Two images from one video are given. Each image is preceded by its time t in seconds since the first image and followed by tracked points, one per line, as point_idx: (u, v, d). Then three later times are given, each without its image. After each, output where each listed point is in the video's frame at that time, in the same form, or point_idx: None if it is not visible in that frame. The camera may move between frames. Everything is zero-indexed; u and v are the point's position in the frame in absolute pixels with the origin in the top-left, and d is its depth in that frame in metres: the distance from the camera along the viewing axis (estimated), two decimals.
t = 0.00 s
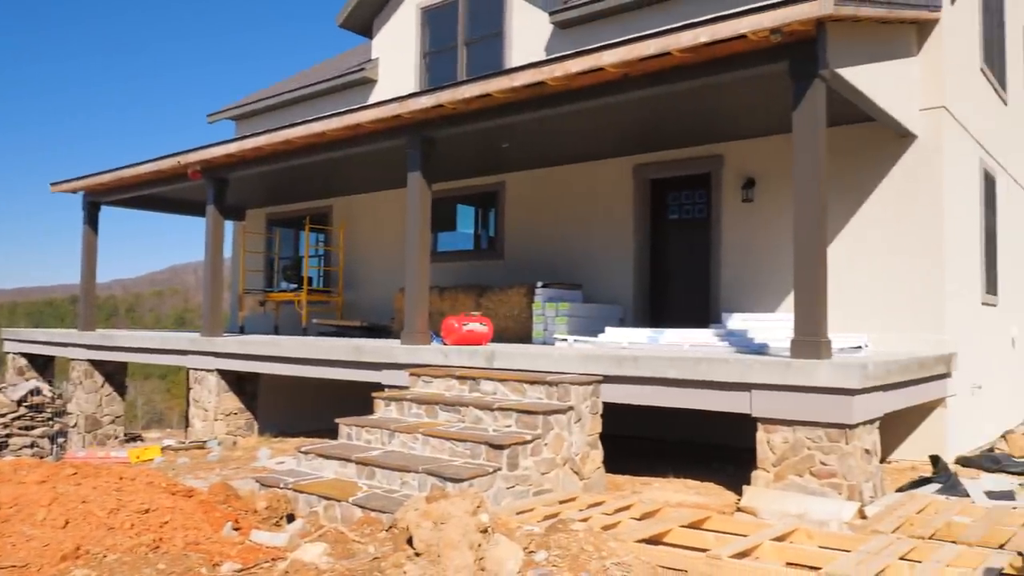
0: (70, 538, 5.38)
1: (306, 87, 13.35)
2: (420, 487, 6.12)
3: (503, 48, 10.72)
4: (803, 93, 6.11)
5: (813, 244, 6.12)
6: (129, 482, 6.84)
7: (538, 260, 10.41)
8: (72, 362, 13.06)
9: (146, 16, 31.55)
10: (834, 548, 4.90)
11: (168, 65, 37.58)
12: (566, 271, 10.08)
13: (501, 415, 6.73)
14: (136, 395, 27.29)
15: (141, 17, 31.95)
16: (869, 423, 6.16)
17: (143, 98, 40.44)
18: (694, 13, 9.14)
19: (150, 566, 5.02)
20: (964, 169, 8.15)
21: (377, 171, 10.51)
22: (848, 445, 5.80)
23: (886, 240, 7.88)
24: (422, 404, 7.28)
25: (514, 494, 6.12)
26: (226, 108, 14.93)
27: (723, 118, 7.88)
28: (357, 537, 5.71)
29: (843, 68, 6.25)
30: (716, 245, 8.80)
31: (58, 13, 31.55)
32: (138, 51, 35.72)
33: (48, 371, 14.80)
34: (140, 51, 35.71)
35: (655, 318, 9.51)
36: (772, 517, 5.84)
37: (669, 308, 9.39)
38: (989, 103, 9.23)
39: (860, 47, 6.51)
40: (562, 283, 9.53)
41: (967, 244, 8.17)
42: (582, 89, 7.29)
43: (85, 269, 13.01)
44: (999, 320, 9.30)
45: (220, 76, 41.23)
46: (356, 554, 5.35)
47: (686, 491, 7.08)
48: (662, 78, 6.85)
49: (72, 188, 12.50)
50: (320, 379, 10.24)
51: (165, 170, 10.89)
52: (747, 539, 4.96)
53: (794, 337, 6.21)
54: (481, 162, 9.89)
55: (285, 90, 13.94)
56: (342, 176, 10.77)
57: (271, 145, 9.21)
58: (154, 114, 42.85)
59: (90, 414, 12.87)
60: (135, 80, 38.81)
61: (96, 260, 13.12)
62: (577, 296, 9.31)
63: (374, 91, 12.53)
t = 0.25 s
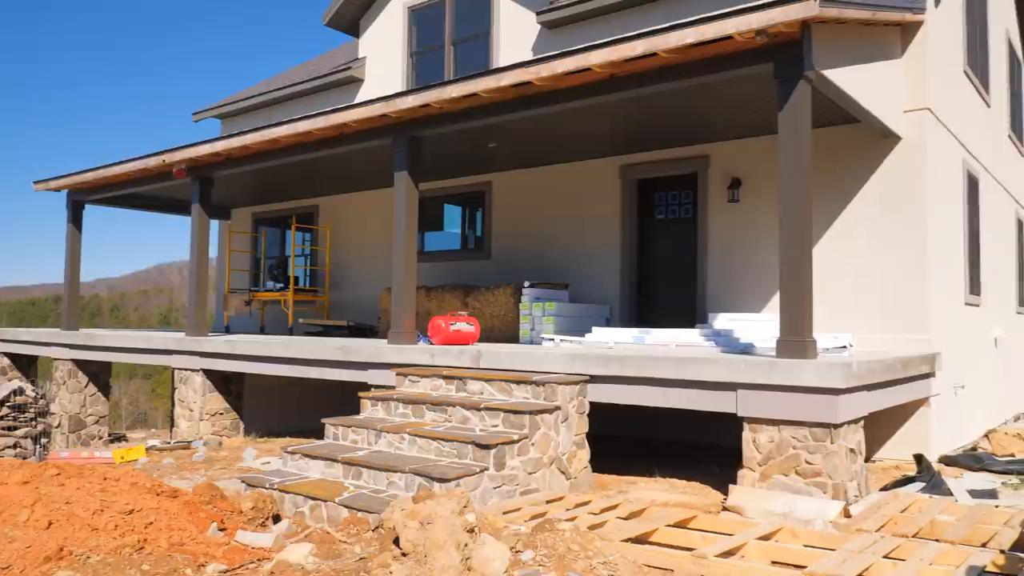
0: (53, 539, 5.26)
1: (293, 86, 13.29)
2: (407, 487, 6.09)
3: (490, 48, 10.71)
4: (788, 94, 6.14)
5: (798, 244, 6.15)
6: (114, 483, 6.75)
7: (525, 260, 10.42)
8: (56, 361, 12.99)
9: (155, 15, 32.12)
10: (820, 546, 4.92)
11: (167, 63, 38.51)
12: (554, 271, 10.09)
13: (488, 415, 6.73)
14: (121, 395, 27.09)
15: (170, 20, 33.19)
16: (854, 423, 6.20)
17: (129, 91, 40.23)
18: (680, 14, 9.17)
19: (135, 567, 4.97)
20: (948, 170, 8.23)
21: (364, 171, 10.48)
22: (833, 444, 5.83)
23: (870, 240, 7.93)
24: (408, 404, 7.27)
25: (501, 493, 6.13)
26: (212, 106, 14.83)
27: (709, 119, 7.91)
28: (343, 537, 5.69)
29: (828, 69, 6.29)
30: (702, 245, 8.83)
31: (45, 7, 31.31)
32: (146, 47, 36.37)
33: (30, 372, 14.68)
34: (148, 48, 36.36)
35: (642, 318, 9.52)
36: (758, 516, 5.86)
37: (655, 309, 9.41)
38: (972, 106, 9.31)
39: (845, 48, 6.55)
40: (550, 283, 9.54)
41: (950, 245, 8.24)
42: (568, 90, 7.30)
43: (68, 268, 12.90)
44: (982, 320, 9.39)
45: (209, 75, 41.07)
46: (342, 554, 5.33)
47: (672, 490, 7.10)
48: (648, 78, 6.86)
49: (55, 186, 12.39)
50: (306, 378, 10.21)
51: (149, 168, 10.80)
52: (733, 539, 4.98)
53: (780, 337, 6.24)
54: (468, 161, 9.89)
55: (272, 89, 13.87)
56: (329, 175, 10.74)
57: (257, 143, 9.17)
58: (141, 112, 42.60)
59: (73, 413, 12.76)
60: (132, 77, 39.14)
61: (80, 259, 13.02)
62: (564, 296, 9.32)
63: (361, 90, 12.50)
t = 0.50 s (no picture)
0: (45, 539, 5.24)
1: (287, 85, 13.28)
2: (401, 487, 6.09)
3: (484, 47, 10.71)
4: (783, 94, 6.15)
5: (791, 243, 6.16)
6: (106, 483, 6.72)
7: (519, 260, 10.41)
8: (49, 360, 12.96)
9: (136, 15, 31.86)
10: (814, 546, 4.93)
11: (151, 63, 37.84)
12: (548, 271, 10.09)
13: (482, 415, 6.73)
14: (114, 395, 27.00)
15: (145, 20, 32.77)
16: (847, 423, 6.21)
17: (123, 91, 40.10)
18: (674, 14, 9.18)
19: (128, 567, 4.95)
20: (940, 171, 8.26)
21: (359, 170, 10.47)
22: (826, 444, 5.85)
23: (863, 240, 7.95)
24: (402, 404, 7.25)
25: (495, 493, 6.13)
26: (206, 106, 14.80)
27: (703, 119, 7.92)
28: (337, 536, 5.67)
29: (822, 69, 6.30)
30: (696, 245, 8.84)
31: (38, 6, 31.17)
32: (118, 47, 35.68)
33: (22, 371, 14.65)
34: (120, 48, 35.67)
35: (636, 318, 9.53)
36: (751, 515, 5.87)
37: (649, 309, 9.42)
38: (964, 106, 9.35)
39: (839, 48, 6.56)
40: (544, 283, 9.54)
41: (943, 245, 8.26)
42: (563, 89, 7.30)
43: (62, 267, 12.86)
44: (974, 321, 9.42)
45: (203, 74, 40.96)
46: (336, 554, 5.32)
47: (666, 489, 7.10)
48: (643, 77, 6.86)
49: (49, 185, 12.35)
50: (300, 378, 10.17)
51: (143, 167, 10.78)
52: (727, 538, 4.98)
53: (774, 336, 6.25)
54: (463, 161, 9.88)
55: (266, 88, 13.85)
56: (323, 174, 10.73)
57: (251, 143, 9.16)
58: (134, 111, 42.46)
59: (66, 413, 12.76)
60: (126, 76, 39.01)
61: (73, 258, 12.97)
62: (559, 296, 9.32)
63: (356, 89, 12.49)
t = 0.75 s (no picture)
0: (44, 539, 5.24)
1: (286, 85, 13.27)
2: (400, 487, 6.09)
3: (483, 47, 10.71)
4: (781, 94, 6.15)
5: (790, 243, 6.16)
6: (105, 483, 6.71)
7: (518, 260, 10.41)
8: (48, 360, 12.96)
9: (136, 15, 31.84)
10: (813, 545, 4.94)
11: (150, 65, 37.83)
12: (547, 271, 10.09)
13: (481, 415, 6.72)
14: (113, 395, 27.01)
15: (146, 21, 32.79)
16: (846, 422, 6.22)
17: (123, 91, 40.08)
18: (672, 14, 9.18)
19: (127, 567, 4.94)
20: (940, 171, 8.27)
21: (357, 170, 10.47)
22: (825, 443, 5.85)
23: (862, 240, 7.95)
24: (401, 403, 7.25)
25: (494, 493, 6.13)
26: (205, 105, 14.79)
27: (702, 119, 7.92)
28: (336, 536, 5.67)
29: (821, 69, 6.31)
30: (695, 245, 8.83)
31: (37, 6, 31.14)
32: (118, 47, 35.64)
33: (21, 371, 14.64)
34: (119, 48, 35.62)
35: (635, 318, 9.53)
36: (750, 515, 5.88)
37: (648, 309, 9.42)
38: (963, 107, 9.36)
39: (838, 48, 6.57)
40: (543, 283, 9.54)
41: (942, 245, 8.26)
42: (562, 89, 7.30)
43: (61, 266, 12.86)
44: (973, 320, 9.42)
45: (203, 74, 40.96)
46: (335, 554, 5.32)
47: (665, 489, 7.09)
48: (643, 77, 6.86)
49: (48, 185, 12.34)
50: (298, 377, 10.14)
51: (141, 167, 10.77)
52: (726, 537, 4.99)
53: (773, 336, 6.25)
54: (462, 160, 9.88)
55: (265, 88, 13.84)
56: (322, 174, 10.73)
57: (249, 142, 9.16)
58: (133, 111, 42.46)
59: (65, 413, 12.77)
60: (125, 76, 38.99)
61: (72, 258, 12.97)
62: (558, 296, 9.32)
63: (355, 89, 12.48)
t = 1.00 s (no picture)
0: (47, 539, 5.25)
1: (287, 85, 13.28)
2: (401, 486, 6.09)
3: (483, 47, 10.71)
4: (782, 93, 6.14)
5: (791, 242, 6.15)
6: (107, 483, 6.71)
7: (519, 259, 10.41)
8: (49, 360, 12.97)
9: (136, 15, 31.84)
10: (815, 544, 4.94)
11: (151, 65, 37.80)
12: (548, 270, 10.08)
13: (482, 414, 6.72)
14: (115, 395, 27.01)
15: (146, 21, 32.80)
16: (848, 421, 6.22)
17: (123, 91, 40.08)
18: (672, 13, 9.18)
19: (129, 566, 4.94)
20: (941, 170, 8.26)
21: (358, 170, 10.48)
22: (827, 442, 5.85)
23: (863, 239, 7.95)
24: (403, 403, 7.25)
25: (495, 492, 6.13)
26: (206, 106, 14.79)
27: (703, 118, 7.92)
28: (338, 536, 5.67)
29: (822, 68, 6.31)
30: (695, 244, 8.84)
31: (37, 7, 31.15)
32: (118, 47, 35.62)
33: (23, 371, 14.64)
34: (119, 48, 35.60)
35: (636, 318, 9.53)
36: (752, 514, 5.87)
37: (649, 308, 9.42)
38: (964, 105, 9.36)
39: (838, 47, 6.57)
40: (545, 283, 9.54)
41: (943, 243, 8.26)
42: (563, 88, 7.30)
43: (62, 266, 12.87)
44: (974, 319, 9.41)
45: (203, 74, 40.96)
46: (337, 553, 5.32)
47: (667, 488, 7.09)
48: (643, 77, 6.86)
49: (49, 185, 12.35)
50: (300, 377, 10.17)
51: (142, 167, 10.78)
52: (728, 536, 4.98)
53: (774, 335, 6.25)
54: (462, 160, 9.88)
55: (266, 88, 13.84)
56: (323, 174, 10.73)
57: (250, 142, 9.16)
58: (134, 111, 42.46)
59: (67, 413, 12.79)
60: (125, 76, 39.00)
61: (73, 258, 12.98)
62: (559, 295, 9.32)
63: (355, 89, 12.48)
